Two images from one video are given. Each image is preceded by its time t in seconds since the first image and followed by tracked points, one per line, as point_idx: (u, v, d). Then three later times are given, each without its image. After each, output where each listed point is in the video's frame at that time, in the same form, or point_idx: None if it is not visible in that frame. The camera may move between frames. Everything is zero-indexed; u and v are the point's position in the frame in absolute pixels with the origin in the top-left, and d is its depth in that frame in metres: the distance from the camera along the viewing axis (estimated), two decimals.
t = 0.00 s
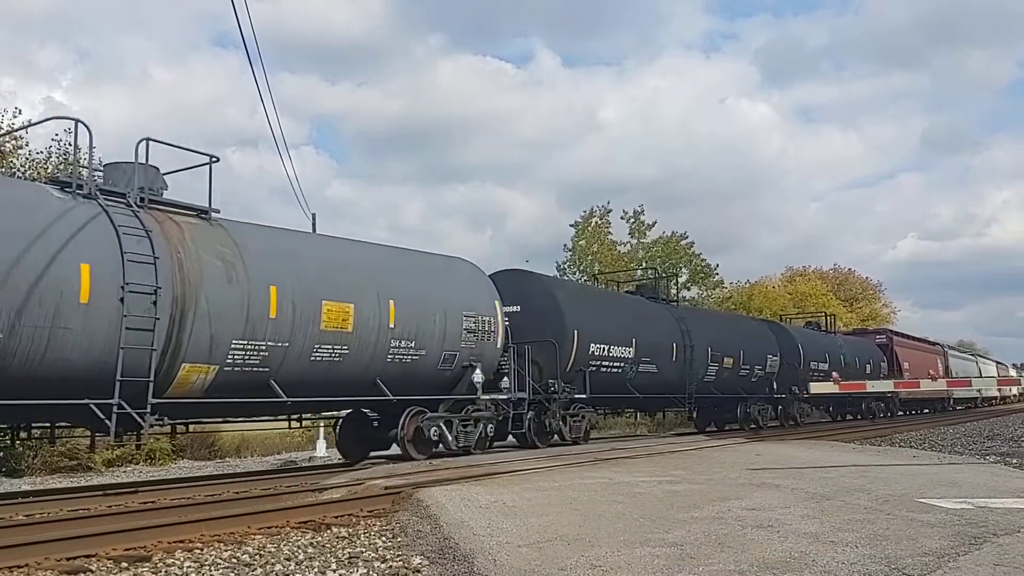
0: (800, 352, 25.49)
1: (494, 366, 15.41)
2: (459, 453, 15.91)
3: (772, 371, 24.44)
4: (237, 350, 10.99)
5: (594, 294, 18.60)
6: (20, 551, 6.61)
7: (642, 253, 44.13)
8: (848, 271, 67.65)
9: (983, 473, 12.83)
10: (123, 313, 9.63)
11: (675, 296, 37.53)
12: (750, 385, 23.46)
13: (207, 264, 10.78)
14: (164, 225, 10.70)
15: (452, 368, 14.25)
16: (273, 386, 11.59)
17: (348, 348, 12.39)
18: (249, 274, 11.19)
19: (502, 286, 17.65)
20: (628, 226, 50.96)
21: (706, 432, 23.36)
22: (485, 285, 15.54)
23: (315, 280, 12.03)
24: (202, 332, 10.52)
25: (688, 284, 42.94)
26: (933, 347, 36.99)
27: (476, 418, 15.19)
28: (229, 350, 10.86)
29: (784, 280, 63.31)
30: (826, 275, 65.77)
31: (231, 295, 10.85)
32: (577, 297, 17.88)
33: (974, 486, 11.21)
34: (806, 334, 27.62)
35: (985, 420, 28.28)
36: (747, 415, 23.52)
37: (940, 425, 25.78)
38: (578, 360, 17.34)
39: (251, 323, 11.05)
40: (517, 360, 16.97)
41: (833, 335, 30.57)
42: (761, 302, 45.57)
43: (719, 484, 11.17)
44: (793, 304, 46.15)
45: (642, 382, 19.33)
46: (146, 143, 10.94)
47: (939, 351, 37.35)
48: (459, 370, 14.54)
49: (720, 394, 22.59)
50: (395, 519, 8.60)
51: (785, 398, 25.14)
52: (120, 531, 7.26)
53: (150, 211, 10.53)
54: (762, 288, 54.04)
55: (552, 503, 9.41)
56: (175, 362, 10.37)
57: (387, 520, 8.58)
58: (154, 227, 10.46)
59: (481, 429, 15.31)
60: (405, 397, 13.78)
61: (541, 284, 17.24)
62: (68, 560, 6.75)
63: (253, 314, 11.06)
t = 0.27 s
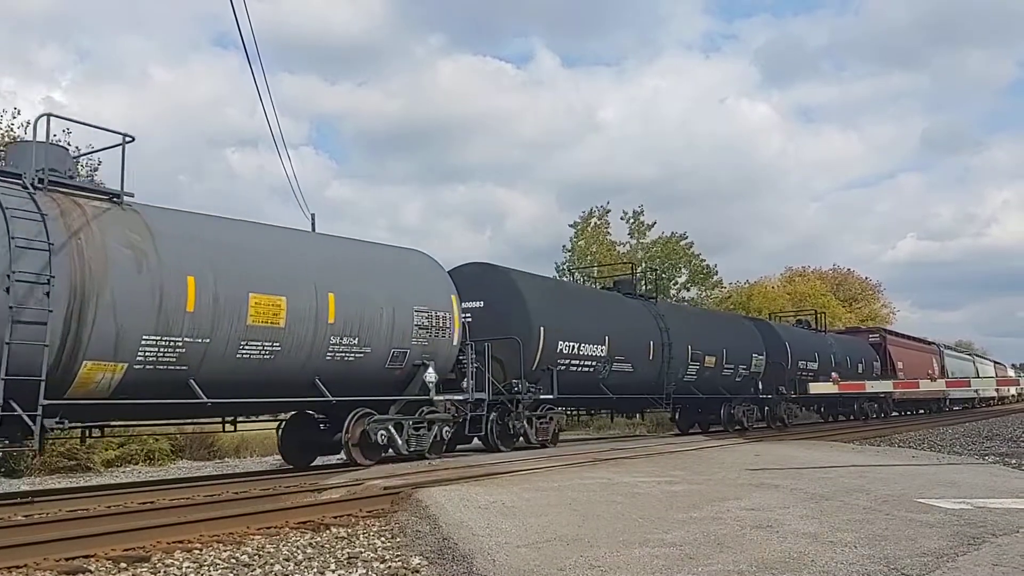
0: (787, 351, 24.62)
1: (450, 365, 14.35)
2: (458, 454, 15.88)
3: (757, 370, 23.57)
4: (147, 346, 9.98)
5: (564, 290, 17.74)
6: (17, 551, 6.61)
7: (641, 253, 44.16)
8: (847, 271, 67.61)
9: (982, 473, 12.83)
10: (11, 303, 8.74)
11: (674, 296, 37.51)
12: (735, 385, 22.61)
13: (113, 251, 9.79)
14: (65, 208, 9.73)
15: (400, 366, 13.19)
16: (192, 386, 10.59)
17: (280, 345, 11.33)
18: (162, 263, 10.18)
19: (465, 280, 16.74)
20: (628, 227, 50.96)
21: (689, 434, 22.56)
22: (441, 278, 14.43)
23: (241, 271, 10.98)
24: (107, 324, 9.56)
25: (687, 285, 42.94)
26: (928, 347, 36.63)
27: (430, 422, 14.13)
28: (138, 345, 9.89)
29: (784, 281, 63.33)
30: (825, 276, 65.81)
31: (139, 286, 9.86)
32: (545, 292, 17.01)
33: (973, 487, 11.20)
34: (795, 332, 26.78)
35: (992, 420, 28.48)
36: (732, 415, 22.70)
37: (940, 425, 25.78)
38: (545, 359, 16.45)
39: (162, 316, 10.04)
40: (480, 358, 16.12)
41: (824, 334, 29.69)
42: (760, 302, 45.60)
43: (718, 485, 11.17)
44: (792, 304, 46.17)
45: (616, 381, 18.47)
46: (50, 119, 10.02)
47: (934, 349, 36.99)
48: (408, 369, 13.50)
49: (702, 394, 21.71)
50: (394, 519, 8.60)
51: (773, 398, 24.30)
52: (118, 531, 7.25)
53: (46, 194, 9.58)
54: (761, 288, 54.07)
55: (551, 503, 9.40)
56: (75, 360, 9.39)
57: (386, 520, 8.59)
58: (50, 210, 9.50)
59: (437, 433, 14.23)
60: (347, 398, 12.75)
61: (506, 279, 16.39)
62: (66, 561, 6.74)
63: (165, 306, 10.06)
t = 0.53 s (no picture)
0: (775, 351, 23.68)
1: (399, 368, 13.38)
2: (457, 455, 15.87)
3: (742, 370, 22.67)
4: (41, 344, 9.09)
5: (534, 287, 16.82)
6: (16, 553, 6.60)
7: (641, 255, 44.17)
8: (845, 273, 67.60)
9: (982, 474, 12.82)
10: None
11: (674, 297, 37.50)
12: (717, 386, 21.74)
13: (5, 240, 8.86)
14: None
15: (339, 367, 12.22)
16: (95, 387, 9.68)
17: (195, 344, 10.38)
18: (58, 251, 9.20)
19: (426, 274, 15.81)
20: (627, 228, 50.95)
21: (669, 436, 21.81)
22: (392, 273, 13.42)
23: (153, 262, 10.02)
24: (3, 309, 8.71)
25: (686, 286, 42.91)
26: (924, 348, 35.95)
27: (377, 424, 13.07)
28: (31, 342, 8.99)
29: (783, 282, 63.32)
30: (825, 278, 65.83)
31: (29, 274, 8.89)
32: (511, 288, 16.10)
33: (973, 488, 11.20)
34: (783, 331, 25.85)
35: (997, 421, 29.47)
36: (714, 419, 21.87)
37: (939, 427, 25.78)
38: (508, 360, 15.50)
39: (58, 312, 9.10)
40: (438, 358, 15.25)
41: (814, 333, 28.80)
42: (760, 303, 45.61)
43: (717, 487, 11.16)
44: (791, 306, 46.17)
45: (587, 383, 17.56)
46: None
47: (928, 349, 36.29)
48: (351, 371, 12.52)
49: (682, 396, 20.80)
50: (394, 521, 8.60)
51: (758, 400, 23.44)
52: (118, 533, 7.25)
53: None
54: (760, 290, 54.10)
55: (551, 506, 9.39)
56: None
57: (385, 522, 8.59)
58: None
59: (385, 437, 13.22)
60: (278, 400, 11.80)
61: (469, 274, 15.47)
62: (65, 563, 6.74)
63: (61, 298, 9.11)
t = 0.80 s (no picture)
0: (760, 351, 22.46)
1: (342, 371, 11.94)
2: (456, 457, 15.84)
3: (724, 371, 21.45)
4: None
5: (497, 281, 15.60)
6: (15, 555, 6.59)
7: (640, 256, 44.17)
8: (845, 274, 67.56)
9: (981, 475, 12.81)
10: None
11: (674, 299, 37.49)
12: (697, 388, 20.50)
13: None
14: None
15: (273, 367, 10.90)
16: None
17: (98, 342, 9.14)
18: None
19: (380, 267, 14.60)
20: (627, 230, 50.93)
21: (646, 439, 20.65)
22: (337, 265, 12.05)
23: (50, 248, 8.79)
24: (17, 278, 8.46)
25: (686, 288, 42.88)
26: (920, 349, 34.76)
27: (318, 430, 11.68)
28: None
29: (783, 284, 63.30)
30: (824, 279, 65.83)
31: None
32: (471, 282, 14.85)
33: (972, 490, 11.19)
34: (770, 330, 24.63)
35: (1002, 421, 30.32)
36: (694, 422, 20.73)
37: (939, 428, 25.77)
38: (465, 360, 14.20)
39: None
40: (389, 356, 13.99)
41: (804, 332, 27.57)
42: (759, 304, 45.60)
43: (717, 488, 11.15)
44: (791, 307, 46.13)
45: (555, 385, 16.27)
46: None
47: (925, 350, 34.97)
48: (286, 370, 11.11)
49: (661, 398, 19.55)
50: (393, 522, 8.60)
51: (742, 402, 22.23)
52: (117, 535, 7.24)
53: None
54: (760, 291, 54.09)
55: (550, 507, 9.38)
56: None
57: (385, 523, 8.59)
58: None
59: (327, 444, 11.72)
60: (190, 403, 10.37)
61: (424, 266, 14.23)
62: (65, 564, 6.73)
63: None
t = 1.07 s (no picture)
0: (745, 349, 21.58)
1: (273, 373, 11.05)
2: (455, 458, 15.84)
3: (708, 370, 20.57)
4: None
5: (456, 276, 14.62)
6: (14, 557, 6.58)
7: (639, 258, 44.18)
8: (844, 275, 67.60)
9: (981, 477, 12.81)
10: None
11: (673, 300, 37.47)
12: (677, 388, 19.63)
13: None
14: None
15: (191, 367, 10.03)
16: None
17: None
18: None
19: (327, 262, 13.61)
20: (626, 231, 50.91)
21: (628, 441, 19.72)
22: (271, 254, 11.21)
23: None
24: (15, 282, 8.45)
25: (685, 289, 42.85)
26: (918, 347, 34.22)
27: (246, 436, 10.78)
28: None
29: (782, 285, 63.27)
30: (824, 280, 65.87)
31: None
32: (424, 276, 13.86)
33: (972, 491, 11.19)
34: (758, 327, 23.71)
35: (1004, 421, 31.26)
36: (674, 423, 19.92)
37: (938, 429, 25.78)
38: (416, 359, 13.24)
39: None
40: (333, 355, 13.01)
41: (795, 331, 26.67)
42: (759, 306, 45.61)
43: (716, 489, 11.15)
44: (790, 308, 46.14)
45: (520, 385, 15.28)
46: None
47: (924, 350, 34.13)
48: (207, 370, 10.26)
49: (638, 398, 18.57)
50: (393, 523, 8.61)
51: (726, 402, 21.39)
52: (116, 536, 7.24)
53: None
54: (759, 292, 54.04)
55: (550, 508, 9.38)
56: None
57: (385, 524, 8.60)
58: None
59: (257, 451, 10.86)
60: (106, 405, 9.60)
61: (373, 259, 13.26)
62: (64, 566, 6.73)
63: None
